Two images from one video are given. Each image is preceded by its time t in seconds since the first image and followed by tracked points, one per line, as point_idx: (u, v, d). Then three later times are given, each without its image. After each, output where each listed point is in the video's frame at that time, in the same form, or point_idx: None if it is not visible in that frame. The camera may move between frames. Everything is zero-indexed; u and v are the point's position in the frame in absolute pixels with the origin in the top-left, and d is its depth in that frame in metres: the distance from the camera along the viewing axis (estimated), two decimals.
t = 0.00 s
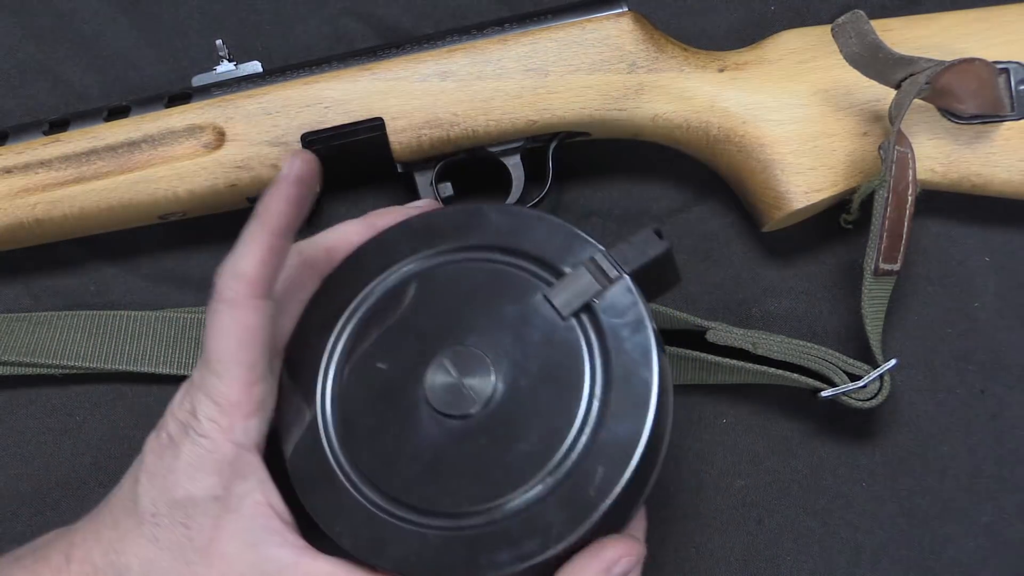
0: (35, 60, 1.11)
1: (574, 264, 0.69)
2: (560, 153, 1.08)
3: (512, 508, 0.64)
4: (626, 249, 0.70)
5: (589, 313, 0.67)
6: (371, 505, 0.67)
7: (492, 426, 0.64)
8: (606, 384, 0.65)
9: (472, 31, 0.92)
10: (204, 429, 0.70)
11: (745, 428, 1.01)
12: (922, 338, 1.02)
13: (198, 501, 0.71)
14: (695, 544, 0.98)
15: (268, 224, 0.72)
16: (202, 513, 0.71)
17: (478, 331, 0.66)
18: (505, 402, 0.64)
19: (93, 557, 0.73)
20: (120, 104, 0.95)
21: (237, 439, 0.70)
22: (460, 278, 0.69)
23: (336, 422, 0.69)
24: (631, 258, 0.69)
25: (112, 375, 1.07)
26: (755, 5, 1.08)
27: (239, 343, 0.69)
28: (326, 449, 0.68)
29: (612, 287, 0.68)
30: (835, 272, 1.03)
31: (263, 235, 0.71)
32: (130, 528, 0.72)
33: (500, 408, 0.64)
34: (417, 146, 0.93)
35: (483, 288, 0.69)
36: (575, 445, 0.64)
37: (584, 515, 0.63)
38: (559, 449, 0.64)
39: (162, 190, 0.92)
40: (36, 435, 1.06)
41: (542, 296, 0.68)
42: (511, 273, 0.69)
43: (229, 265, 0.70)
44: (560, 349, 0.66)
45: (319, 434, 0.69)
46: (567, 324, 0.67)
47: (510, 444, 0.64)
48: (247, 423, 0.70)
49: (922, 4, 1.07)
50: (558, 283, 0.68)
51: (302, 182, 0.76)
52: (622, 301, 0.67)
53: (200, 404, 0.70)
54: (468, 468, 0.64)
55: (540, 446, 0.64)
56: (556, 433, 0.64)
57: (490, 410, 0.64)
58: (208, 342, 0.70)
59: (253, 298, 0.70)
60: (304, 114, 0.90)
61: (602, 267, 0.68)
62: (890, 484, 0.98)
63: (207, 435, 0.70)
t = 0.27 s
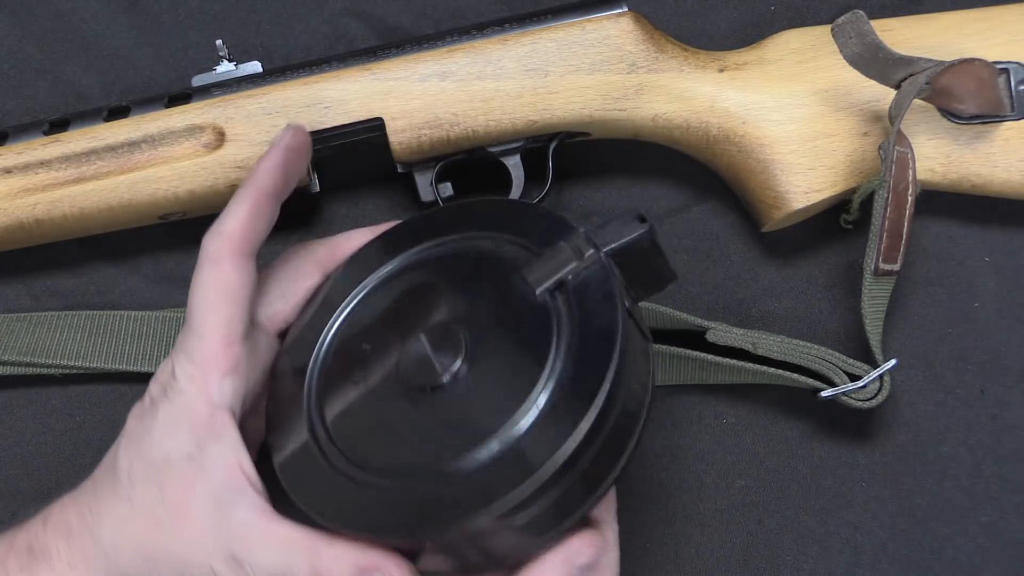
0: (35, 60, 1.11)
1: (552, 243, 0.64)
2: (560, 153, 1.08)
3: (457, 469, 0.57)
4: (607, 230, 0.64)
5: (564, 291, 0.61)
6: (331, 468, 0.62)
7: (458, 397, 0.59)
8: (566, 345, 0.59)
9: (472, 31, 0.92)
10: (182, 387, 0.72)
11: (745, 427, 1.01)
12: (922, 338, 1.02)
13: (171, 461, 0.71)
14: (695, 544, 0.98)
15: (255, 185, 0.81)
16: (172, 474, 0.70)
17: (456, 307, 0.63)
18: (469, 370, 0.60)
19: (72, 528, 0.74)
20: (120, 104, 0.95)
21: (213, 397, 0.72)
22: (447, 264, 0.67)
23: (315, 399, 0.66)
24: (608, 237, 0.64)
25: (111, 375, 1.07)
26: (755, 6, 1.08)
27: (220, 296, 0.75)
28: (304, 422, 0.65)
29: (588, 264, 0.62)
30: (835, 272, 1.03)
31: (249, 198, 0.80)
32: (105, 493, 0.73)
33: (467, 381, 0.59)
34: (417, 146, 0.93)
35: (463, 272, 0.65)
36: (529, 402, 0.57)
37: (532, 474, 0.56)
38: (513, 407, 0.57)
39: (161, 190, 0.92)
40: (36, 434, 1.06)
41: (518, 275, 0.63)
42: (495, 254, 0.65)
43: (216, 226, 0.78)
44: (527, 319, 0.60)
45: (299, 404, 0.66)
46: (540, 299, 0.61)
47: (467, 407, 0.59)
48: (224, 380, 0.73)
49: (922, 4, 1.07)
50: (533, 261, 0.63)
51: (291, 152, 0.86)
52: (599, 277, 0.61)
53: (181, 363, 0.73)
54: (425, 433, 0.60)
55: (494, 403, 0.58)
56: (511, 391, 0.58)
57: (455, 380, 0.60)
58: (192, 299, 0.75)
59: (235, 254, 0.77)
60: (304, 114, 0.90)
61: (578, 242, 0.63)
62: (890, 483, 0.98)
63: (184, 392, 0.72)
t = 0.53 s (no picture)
0: (35, 60, 1.11)
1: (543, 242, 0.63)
2: (560, 153, 1.08)
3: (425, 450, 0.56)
4: (599, 229, 0.61)
5: (550, 287, 0.60)
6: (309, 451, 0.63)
7: (439, 385, 0.59)
8: (543, 334, 0.57)
9: (472, 31, 0.92)
10: (182, 364, 0.73)
11: (745, 427, 1.01)
12: (922, 337, 1.02)
13: (160, 438, 0.71)
14: (695, 544, 0.98)
15: (269, 171, 0.82)
16: (163, 450, 0.70)
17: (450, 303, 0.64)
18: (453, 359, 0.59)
19: (72, 497, 0.75)
20: (120, 104, 0.95)
21: (211, 376, 0.72)
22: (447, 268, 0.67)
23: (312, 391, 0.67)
24: (600, 236, 0.61)
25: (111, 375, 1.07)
26: (756, 5, 1.08)
27: (227, 276, 0.75)
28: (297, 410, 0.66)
29: (574, 261, 0.60)
30: (835, 272, 1.03)
31: (263, 183, 0.82)
32: (104, 464, 0.74)
33: (450, 372, 0.59)
34: (417, 146, 0.93)
35: (460, 275, 0.66)
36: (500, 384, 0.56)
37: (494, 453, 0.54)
38: (485, 389, 0.57)
39: (161, 190, 0.92)
40: (36, 434, 1.06)
41: (508, 275, 0.62)
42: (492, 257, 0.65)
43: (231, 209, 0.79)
44: (510, 313, 0.60)
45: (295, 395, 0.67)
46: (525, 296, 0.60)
47: (444, 394, 0.58)
48: (224, 361, 0.73)
49: (922, 4, 1.07)
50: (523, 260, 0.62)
51: (308, 143, 0.86)
52: (583, 273, 0.59)
53: (184, 343, 0.74)
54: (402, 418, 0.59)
55: (468, 387, 0.57)
56: (486, 374, 0.57)
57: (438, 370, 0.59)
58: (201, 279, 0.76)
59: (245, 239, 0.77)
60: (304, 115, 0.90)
61: (568, 239, 0.61)
62: (890, 483, 0.98)
63: (183, 369, 0.72)
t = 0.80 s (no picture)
0: (35, 60, 1.11)
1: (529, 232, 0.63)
2: (560, 153, 1.08)
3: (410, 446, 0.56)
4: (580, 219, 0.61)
5: (534, 278, 0.59)
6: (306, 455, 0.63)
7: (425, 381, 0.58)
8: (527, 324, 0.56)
9: (472, 31, 0.92)
10: (176, 369, 0.73)
11: (745, 427, 1.01)
12: (922, 338, 1.02)
13: (158, 443, 0.71)
14: (695, 544, 0.98)
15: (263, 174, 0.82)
16: (159, 455, 0.70)
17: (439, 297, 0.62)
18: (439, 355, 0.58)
19: (67, 501, 0.75)
20: (120, 104, 0.95)
21: (206, 380, 0.72)
22: (436, 264, 0.66)
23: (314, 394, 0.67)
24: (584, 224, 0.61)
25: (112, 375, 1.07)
26: (756, 6, 1.08)
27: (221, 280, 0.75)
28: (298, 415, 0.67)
29: (557, 248, 0.59)
30: (835, 272, 1.03)
31: (257, 185, 0.81)
32: (99, 469, 0.74)
33: (438, 369, 0.58)
34: (417, 146, 0.93)
35: (449, 269, 0.65)
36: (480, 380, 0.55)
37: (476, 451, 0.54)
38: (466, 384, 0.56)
39: (161, 190, 0.92)
40: (36, 434, 1.06)
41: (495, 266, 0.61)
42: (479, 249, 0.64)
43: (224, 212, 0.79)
44: (495, 306, 0.59)
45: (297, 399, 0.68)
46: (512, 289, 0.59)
47: (430, 390, 0.57)
48: (219, 365, 0.73)
49: (922, 4, 1.07)
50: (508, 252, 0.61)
51: (301, 145, 0.85)
52: (568, 262, 0.59)
53: (179, 346, 0.74)
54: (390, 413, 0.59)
55: (449, 382, 0.57)
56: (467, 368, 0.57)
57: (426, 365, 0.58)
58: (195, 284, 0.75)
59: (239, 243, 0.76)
60: (304, 115, 0.90)
61: (551, 228, 0.61)
62: (890, 483, 0.98)
63: (177, 373, 0.72)
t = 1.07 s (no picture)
0: (35, 60, 1.11)
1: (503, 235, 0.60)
2: (560, 153, 1.08)
3: (411, 481, 0.58)
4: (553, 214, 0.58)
5: (509, 286, 0.58)
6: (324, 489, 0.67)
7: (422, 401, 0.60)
8: (506, 344, 0.56)
9: (472, 31, 0.92)
10: (179, 398, 0.73)
11: (745, 427, 1.01)
12: (922, 338, 1.02)
13: (164, 472, 0.71)
14: (695, 545, 0.98)
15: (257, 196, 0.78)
16: (164, 485, 0.71)
17: (424, 308, 0.64)
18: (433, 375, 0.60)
19: (68, 523, 0.76)
20: (120, 104, 0.95)
21: (210, 410, 0.73)
22: (422, 268, 0.68)
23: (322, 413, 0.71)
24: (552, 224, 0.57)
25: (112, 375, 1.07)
26: (755, 6, 1.08)
27: (220, 310, 0.73)
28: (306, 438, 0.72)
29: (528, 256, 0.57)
30: (836, 272, 1.03)
31: (251, 210, 0.77)
32: (102, 495, 0.75)
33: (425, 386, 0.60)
34: (417, 146, 0.93)
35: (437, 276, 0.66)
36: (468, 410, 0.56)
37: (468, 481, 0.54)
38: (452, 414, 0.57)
39: (162, 190, 0.92)
40: (36, 434, 1.06)
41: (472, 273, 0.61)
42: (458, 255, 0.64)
43: (219, 237, 0.76)
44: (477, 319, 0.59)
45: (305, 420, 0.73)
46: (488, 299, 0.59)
47: (427, 410, 0.59)
48: (222, 394, 0.73)
49: (922, 4, 1.07)
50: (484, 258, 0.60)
51: (295, 166, 0.82)
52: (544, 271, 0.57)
53: (180, 373, 0.74)
54: (391, 445, 0.60)
55: (439, 412, 0.57)
56: (452, 397, 0.57)
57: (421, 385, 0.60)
58: (193, 312, 0.74)
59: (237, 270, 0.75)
60: (304, 114, 0.90)
61: (522, 233, 0.58)
62: (891, 484, 0.98)
63: (180, 403, 0.73)
